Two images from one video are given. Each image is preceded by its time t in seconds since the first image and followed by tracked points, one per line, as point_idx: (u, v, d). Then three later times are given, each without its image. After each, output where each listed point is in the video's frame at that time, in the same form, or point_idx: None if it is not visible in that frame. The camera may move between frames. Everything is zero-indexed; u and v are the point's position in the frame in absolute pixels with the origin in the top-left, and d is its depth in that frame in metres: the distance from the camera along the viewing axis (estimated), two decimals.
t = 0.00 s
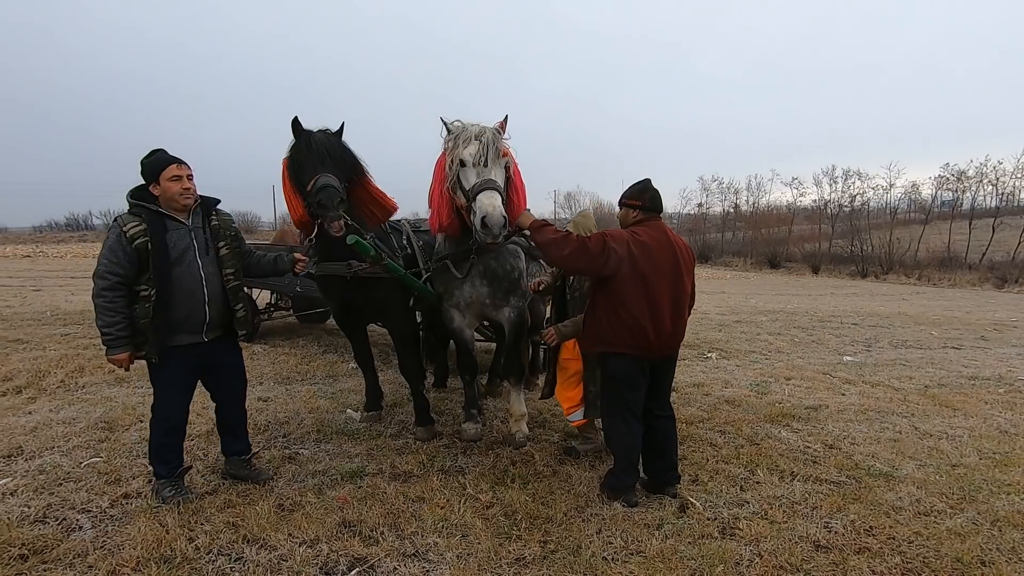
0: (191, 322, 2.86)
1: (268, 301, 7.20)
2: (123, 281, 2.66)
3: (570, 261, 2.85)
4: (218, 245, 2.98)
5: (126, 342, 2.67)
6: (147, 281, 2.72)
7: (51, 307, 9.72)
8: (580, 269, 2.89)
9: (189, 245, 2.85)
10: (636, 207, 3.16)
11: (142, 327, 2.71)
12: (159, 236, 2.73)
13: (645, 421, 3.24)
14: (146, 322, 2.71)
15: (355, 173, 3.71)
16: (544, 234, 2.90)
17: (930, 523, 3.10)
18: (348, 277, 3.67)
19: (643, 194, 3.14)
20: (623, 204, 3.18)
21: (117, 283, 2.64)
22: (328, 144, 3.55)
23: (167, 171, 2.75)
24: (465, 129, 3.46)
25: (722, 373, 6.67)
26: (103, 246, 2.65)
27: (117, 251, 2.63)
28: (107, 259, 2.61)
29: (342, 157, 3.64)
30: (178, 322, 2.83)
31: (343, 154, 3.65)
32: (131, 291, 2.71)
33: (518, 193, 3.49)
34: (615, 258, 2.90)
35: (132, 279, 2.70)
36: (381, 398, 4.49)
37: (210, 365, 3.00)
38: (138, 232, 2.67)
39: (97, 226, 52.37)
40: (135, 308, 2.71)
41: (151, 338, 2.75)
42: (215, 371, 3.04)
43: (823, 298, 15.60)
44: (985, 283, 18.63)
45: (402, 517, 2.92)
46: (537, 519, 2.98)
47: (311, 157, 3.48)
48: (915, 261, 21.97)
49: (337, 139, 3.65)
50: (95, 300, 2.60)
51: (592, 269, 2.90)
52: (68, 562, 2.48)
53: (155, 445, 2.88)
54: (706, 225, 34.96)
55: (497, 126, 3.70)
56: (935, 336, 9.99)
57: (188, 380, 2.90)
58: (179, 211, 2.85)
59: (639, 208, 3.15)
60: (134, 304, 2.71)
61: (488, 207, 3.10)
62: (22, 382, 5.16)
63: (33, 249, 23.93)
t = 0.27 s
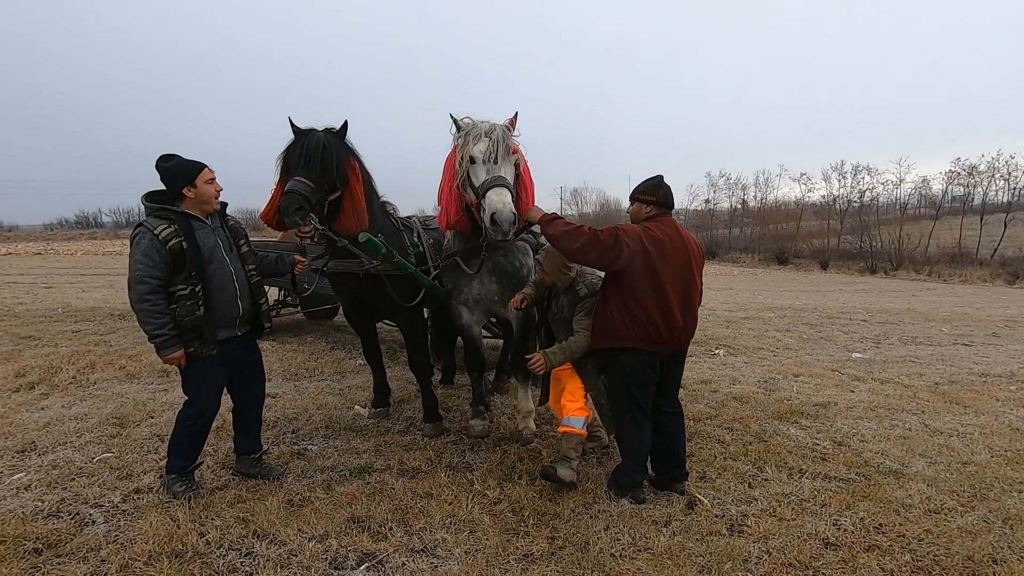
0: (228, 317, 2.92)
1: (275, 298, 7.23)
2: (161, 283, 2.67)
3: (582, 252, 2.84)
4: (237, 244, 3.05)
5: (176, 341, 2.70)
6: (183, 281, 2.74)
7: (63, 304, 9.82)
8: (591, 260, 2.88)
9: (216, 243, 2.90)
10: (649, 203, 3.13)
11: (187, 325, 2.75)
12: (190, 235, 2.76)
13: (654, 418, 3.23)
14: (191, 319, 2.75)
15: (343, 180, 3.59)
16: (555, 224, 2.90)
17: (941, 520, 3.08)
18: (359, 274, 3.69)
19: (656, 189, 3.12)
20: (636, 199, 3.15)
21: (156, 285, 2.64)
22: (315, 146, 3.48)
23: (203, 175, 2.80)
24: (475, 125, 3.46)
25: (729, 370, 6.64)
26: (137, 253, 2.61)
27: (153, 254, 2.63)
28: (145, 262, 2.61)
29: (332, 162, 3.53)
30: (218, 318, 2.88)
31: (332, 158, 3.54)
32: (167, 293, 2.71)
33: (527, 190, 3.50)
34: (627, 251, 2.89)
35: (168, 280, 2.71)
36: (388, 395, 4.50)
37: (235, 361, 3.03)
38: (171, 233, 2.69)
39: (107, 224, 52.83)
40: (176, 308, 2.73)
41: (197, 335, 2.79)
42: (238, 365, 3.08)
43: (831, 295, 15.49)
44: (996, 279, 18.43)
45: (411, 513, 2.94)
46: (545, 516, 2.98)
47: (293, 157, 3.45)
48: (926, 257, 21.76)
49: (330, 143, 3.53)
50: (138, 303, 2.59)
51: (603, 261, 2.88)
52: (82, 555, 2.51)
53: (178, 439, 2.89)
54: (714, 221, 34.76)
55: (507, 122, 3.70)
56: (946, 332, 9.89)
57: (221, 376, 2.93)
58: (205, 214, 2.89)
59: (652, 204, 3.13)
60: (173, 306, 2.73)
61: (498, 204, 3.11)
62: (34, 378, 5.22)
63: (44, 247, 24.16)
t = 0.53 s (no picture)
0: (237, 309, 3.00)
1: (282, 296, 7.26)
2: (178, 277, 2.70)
3: (595, 252, 2.83)
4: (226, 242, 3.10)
5: (201, 334, 2.71)
6: (196, 275, 2.81)
7: (71, 301, 9.90)
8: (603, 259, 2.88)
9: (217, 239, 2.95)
10: (658, 199, 3.11)
11: (205, 318, 2.83)
12: (199, 229, 2.82)
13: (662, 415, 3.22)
14: (208, 312, 2.83)
15: (343, 165, 3.63)
16: (566, 225, 2.89)
17: (949, 519, 3.06)
18: (370, 271, 3.70)
19: (666, 186, 3.10)
20: (646, 195, 3.13)
21: (178, 280, 2.66)
22: (315, 134, 3.55)
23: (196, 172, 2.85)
24: (483, 122, 3.46)
25: (736, 368, 6.62)
26: (152, 248, 2.61)
27: (170, 248, 2.66)
28: (164, 257, 2.63)
29: (332, 148, 3.58)
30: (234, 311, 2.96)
31: (332, 145, 3.59)
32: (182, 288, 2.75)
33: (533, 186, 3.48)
34: (640, 249, 2.88)
35: (182, 275, 2.75)
36: (393, 392, 4.51)
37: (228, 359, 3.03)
38: (181, 228, 2.74)
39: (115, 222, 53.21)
40: (192, 302, 2.79)
41: (213, 328, 2.87)
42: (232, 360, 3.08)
43: (839, 292, 15.40)
44: (1005, 277, 18.27)
45: (417, 510, 2.95)
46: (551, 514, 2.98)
47: (295, 146, 3.55)
48: (934, 254, 21.60)
49: (330, 130, 3.58)
50: (161, 298, 2.58)
51: (616, 260, 2.88)
52: (92, 550, 2.54)
53: (171, 438, 2.90)
54: (720, 218, 34.61)
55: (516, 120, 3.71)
56: (954, 330, 9.82)
57: (213, 372, 2.94)
58: (199, 211, 2.92)
59: (662, 200, 3.11)
60: (189, 300, 2.78)
61: (503, 201, 3.11)
62: (44, 375, 5.26)
63: (53, 245, 24.35)
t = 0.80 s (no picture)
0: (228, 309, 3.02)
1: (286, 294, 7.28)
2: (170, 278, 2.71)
3: (602, 253, 2.82)
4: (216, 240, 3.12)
5: (190, 336, 2.75)
6: (187, 276, 2.82)
7: (77, 299, 9.95)
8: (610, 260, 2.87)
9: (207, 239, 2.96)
10: (664, 198, 3.11)
11: (196, 319, 2.85)
12: (190, 230, 2.83)
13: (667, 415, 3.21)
14: (199, 312, 2.85)
15: (336, 161, 3.65)
16: (572, 228, 2.90)
17: (955, 521, 3.04)
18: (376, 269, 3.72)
19: (672, 185, 3.10)
20: (652, 194, 3.12)
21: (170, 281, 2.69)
22: (312, 131, 3.68)
23: (186, 169, 2.84)
24: (490, 120, 3.47)
25: (740, 368, 6.60)
26: (145, 249, 2.63)
27: (162, 250, 2.67)
28: (157, 258, 2.65)
29: (327, 144, 3.64)
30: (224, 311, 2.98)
31: (328, 141, 3.65)
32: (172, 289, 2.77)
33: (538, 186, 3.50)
34: (647, 250, 2.88)
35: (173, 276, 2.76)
36: (397, 390, 4.51)
37: (219, 360, 3.06)
38: (172, 228, 2.74)
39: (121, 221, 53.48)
40: (183, 303, 2.80)
41: (203, 329, 2.89)
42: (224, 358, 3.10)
43: (844, 292, 15.34)
44: (1013, 276, 18.15)
45: (419, 508, 2.95)
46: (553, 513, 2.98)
47: (296, 142, 3.70)
48: (940, 254, 21.47)
49: (328, 127, 3.67)
50: (153, 300, 2.61)
51: (623, 261, 2.87)
52: (96, 547, 2.55)
53: (165, 438, 2.90)
54: (724, 217, 34.50)
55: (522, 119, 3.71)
56: (961, 330, 9.76)
57: (205, 373, 2.97)
58: (189, 209, 2.92)
59: (668, 199, 3.10)
60: (180, 301, 2.80)
61: (512, 199, 3.13)
62: (50, 372, 5.29)
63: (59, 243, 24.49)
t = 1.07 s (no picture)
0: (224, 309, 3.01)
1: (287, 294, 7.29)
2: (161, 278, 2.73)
3: (607, 262, 2.82)
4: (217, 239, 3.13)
5: (184, 336, 2.77)
6: (179, 275, 2.82)
7: (79, 299, 9.95)
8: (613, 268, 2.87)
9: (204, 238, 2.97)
10: (666, 199, 3.09)
11: (190, 318, 2.84)
12: (183, 230, 2.83)
13: (668, 415, 3.20)
14: (194, 312, 2.85)
15: (330, 159, 3.70)
16: (576, 240, 2.91)
17: (956, 522, 3.04)
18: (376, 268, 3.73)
19: (675, 186, 3.07)
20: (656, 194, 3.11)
21: (160, 281, 2.70)
22: (306, 134, 3.72)
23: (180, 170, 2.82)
24: (499, 120, 3.55)
25: (741, 368, 6.60)
26: (134, 249, 2.65)
27: (152, 250, 2.69)
28: (146, 259, 2.66)
29: (321, 145, 3.68)
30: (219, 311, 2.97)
31: (322, 142, 3.69)
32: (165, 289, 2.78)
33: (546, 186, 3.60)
34: (650, 255, 2.87)
35: (165, 276, 2.77)
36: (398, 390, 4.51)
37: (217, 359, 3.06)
38: (164, 228, 2.75)
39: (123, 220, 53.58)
40: (176, 302, 2.81)
41: (197, 329, 2.89)
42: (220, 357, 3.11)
43: (845, 292, 15.32)
44: (1015, 277, 18.12)
45: (420, 508, 2.96)
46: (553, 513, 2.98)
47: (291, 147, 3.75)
48: (942, 254, 21.44)
49: (321, 129, 3.71)
50: (142, 300, 2.63)
51: (627, 268, 2.86)
52: (97, 546, 2.55)
53: (164, 435, 2.93)
54: (726, 217, 34.48)
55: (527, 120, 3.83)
56: (962, 331, 9.74)
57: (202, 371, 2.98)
58: (185, 208, 2.92)
59: (670, 200, 3.09)
60: (173, 301, 2.80)
61: (529, 198, 3.20)
62: (51, 371, 5.30)
63: (61, 242, 24.53)
